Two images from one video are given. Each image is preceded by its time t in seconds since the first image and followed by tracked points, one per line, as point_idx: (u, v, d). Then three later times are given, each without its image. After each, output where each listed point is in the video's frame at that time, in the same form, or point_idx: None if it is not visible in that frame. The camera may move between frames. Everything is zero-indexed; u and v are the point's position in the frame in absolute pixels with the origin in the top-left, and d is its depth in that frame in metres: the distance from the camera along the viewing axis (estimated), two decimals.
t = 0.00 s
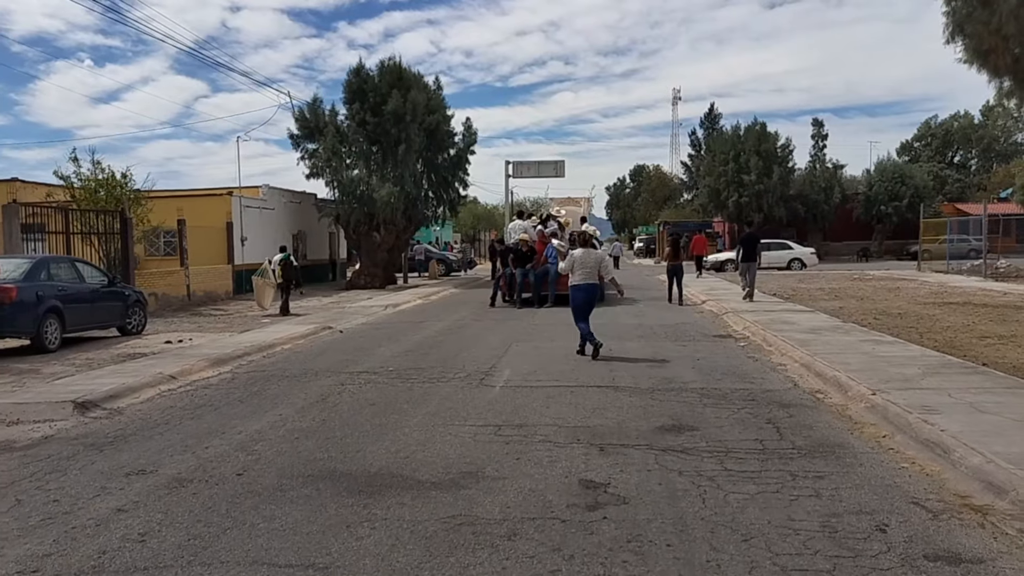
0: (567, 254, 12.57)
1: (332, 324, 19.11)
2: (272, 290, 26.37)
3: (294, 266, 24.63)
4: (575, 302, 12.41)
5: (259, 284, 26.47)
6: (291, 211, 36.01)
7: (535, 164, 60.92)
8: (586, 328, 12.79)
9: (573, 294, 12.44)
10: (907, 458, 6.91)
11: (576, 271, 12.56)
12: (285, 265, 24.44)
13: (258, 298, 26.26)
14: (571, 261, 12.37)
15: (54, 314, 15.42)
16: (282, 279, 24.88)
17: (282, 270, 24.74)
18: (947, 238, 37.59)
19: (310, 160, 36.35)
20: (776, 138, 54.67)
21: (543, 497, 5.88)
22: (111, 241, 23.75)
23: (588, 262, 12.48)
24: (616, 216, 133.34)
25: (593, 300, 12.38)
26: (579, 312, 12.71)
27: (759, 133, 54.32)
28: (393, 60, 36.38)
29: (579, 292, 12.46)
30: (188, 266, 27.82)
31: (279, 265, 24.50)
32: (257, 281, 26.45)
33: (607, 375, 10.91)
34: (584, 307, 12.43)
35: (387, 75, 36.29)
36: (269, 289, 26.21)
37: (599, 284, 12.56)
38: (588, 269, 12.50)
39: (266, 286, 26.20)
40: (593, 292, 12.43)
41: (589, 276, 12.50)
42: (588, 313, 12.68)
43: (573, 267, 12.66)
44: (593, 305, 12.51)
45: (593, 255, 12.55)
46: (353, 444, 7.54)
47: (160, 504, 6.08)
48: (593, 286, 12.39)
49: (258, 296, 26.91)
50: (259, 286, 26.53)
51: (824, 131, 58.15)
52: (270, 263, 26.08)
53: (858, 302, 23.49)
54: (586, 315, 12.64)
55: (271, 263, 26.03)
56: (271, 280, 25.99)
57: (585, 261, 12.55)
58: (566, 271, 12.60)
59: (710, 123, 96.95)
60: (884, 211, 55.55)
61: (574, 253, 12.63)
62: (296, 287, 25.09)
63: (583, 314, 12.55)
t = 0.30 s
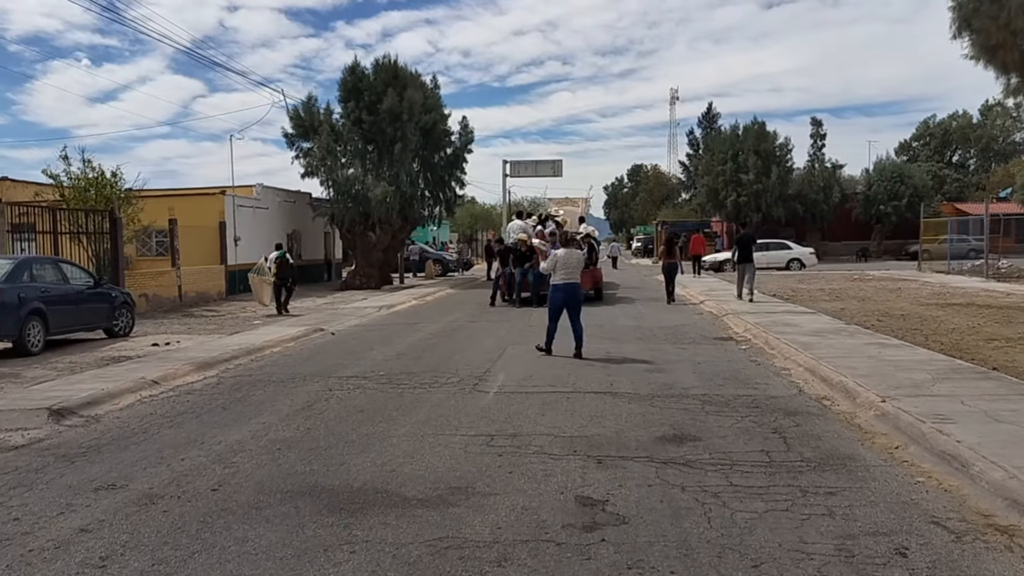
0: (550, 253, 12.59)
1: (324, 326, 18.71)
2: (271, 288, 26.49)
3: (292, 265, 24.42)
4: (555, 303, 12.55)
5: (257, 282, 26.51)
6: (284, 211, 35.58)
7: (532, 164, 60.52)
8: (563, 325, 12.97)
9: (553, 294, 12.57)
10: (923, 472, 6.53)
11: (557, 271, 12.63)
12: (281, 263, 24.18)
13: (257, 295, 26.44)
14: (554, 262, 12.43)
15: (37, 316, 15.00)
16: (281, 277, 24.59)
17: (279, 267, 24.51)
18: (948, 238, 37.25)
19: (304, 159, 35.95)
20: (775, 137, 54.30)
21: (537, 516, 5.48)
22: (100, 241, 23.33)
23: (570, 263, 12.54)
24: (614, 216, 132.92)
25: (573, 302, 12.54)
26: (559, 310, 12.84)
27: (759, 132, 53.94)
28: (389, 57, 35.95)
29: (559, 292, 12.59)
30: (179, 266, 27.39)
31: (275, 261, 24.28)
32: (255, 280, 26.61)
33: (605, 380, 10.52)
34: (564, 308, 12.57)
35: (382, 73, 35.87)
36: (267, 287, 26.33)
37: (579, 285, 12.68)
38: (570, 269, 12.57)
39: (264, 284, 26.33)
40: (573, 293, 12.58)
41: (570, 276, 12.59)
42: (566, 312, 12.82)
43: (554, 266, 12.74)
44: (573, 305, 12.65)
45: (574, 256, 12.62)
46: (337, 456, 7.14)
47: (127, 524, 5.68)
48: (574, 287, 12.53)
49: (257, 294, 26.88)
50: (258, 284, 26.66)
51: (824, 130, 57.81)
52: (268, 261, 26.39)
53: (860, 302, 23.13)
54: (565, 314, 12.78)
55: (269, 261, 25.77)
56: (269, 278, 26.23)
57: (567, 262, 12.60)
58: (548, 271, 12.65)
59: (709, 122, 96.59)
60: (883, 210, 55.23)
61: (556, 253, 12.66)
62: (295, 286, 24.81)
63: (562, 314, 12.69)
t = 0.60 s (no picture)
0: (526, 253, 12.48)
1: (316, 327, 18.33)
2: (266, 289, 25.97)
3: (291, 267, 24.38)
4: (531, 301, 12.44)
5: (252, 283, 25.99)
6: (279, 209, 35.15)
7: (530, 163, 60.17)
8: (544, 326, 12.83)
9: (530, 293, 12.46)
10: (943, 485, 6.15)
11: (534, 270, 12.51)
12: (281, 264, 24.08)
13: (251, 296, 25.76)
14: (529, 260, 12.30)
15: (20, 317, 14.62)
16: (279, 279, 24.46)
17: (278, 269, 24.45)
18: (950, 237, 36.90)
19: (299, 157, 35.53)
20: (774, 135, 53.93)
21: (533, 536, 5.10)
22: (89, 239, 22.92)
23: (546, 262, 12.39)
24: (612, 215, 132.48)
25: (550, 300, 12.40)
26: (538, 310, 12.71)
27: (758, 130, 53.60)
28: (384, 54, 35.56)
29: (536, 290, 12.47)
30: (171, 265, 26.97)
31: (275, 262, 24.22)
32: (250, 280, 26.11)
33: (604, 385, 10.13)
34: (541, 306, 12.45)
35: (377, 70, 35.57)
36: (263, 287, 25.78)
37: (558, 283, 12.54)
38: (546, 268, 12.44)
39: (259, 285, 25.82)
40: (550, 291, 12.44)
41: (547, 276, 12.46)
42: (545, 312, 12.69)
43: (532, 265, 12.59)
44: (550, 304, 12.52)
45: (551, 255, 12.49)
46: (323, 467, 6.76)
47: (93, 541, 5.28)
48: (551, 285, 12.41)
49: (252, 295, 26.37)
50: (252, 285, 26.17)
51: (823, 128, 57.46)
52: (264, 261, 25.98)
53: (863, 303, 22.75)
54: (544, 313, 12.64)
55: (269, 261, 25.39)
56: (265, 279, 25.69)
57: (543, 261, 12.47)
58: (524, 270, 12.53)
59: (708, 121, 96.21)
60: (883, 209, 54.91)
61: (533, 252, 12.55)
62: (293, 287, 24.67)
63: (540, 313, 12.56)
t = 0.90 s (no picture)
0: (504, 255, 12.48)
1: (308, 329, 18.02)
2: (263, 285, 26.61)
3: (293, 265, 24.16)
4: (511, 302, 12.33)
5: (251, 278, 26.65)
6: (273, 209, 34.81)
7: (527, 162, 59.89)
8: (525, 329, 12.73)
9: (510, 293, 12.36)
10: (953, 499, 5.85)
11: (512, 273, 12.48)
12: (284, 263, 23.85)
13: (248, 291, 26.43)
14: (507, 261, 12.30)
15: (3, 319, 14.30)
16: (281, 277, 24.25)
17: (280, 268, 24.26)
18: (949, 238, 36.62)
19: (294, 157, 35.18)
20: (772, 135, 53.70)
21: (522, 556, 4.79)
22: (80, 240, 22.56)
23: (524, 263, 12.37)
24: (610, 215, 132.22)
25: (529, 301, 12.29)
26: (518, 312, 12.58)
27: (756, 130, 53.34)
28: (380, 53, 35.22)
29: (516, 291, 12.37)
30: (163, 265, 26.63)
31: (277, 261, 23.99)
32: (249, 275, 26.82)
33: (599, 390, 9.81)
34: (519, 306, 12.32)
35: (372, 68, 35.23)
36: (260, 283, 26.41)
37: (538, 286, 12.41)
38: (524, 270, 12.43)
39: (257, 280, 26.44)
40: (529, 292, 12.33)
41: (526, 277, 12.40)
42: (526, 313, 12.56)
43: (509, 268, 12.58)
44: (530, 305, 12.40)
45: (529, 257, 12.47)
46: (303, 479, 6.44)
47: (54, 562, 4.97)
48: (530, 286, 12.30)
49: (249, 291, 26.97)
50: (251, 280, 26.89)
51: (822, 128, 57.16)
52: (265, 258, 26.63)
53: (863, 304, 22.46)
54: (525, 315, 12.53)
55: (269, 260, 25.12)
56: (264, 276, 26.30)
57: (522, 263, 12.47)
58: (503, 272, 12.51)
59: (705, 120, 95.90)
60: (881, 210, 54.66)
61: (512, 254, 12.54)
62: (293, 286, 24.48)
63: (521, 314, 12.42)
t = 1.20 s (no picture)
0: (483, 250, 12.52)
1: (297, 329, 17.68)
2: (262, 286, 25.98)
3: (288, 264, 23.72)
4: (486, 298, 12.44)
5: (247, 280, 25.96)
6: (266, 208, 34.44)
7: (524, 161, 59.54)
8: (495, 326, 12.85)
9: (485, 290, 12.45)
10: (962, 513, 5.51)
11: (490, 269, 12.54)
12: (278, 262, 23.50)
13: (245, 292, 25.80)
14: (486, 257, 12.34)
15: None
16: (278, 276, 23.90)
17: (277, 267, 23.89)
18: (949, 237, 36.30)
19: (287, 154, 34.82)
20: (770, 133, 53.39)
21: None
22: (67, 238, 22.14)
23: (503, 260, 12.44)
24: (607, 215, 131.81)
25: (504, 298, 12.42)
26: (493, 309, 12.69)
27: (753, 129, 52.99)
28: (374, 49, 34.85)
29: (492, 288, 12.49)
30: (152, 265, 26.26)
31: (273, 261, 23.55)
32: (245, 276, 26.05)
33: (591, 394, 9.47)
34: (494, 303, 12.43)
35: (366, 65, 34.88)
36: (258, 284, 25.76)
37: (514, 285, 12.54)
38: (503, 267, 12.48)
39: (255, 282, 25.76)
40: (505, 290, 12.47)
41: (504, 275, 12.49)
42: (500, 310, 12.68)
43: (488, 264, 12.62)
44: (506, 303, 12.52)
45: (507, 254, 12.54)
46: (275, 490, 6.10)
47: None
48: (507, 283, 12.42)
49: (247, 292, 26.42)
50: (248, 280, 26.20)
51: (821, 127, 56.83)
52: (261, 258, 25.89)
53: (863, 304, 22.13)
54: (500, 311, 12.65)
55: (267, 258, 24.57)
56: (261, 277, 25.60)
57: (500, 259, 12.53)
58: (481, 268, 12.56)
59: (703, 120, 95.55)
60: (880, 209, 54.34)
61: (491, 251, 12.58)
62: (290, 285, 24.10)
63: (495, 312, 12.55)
